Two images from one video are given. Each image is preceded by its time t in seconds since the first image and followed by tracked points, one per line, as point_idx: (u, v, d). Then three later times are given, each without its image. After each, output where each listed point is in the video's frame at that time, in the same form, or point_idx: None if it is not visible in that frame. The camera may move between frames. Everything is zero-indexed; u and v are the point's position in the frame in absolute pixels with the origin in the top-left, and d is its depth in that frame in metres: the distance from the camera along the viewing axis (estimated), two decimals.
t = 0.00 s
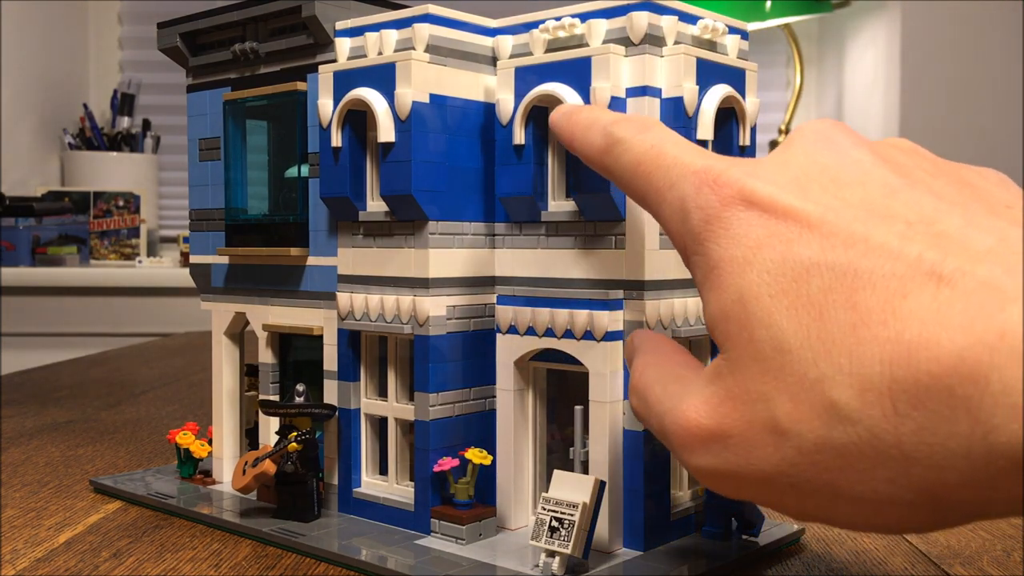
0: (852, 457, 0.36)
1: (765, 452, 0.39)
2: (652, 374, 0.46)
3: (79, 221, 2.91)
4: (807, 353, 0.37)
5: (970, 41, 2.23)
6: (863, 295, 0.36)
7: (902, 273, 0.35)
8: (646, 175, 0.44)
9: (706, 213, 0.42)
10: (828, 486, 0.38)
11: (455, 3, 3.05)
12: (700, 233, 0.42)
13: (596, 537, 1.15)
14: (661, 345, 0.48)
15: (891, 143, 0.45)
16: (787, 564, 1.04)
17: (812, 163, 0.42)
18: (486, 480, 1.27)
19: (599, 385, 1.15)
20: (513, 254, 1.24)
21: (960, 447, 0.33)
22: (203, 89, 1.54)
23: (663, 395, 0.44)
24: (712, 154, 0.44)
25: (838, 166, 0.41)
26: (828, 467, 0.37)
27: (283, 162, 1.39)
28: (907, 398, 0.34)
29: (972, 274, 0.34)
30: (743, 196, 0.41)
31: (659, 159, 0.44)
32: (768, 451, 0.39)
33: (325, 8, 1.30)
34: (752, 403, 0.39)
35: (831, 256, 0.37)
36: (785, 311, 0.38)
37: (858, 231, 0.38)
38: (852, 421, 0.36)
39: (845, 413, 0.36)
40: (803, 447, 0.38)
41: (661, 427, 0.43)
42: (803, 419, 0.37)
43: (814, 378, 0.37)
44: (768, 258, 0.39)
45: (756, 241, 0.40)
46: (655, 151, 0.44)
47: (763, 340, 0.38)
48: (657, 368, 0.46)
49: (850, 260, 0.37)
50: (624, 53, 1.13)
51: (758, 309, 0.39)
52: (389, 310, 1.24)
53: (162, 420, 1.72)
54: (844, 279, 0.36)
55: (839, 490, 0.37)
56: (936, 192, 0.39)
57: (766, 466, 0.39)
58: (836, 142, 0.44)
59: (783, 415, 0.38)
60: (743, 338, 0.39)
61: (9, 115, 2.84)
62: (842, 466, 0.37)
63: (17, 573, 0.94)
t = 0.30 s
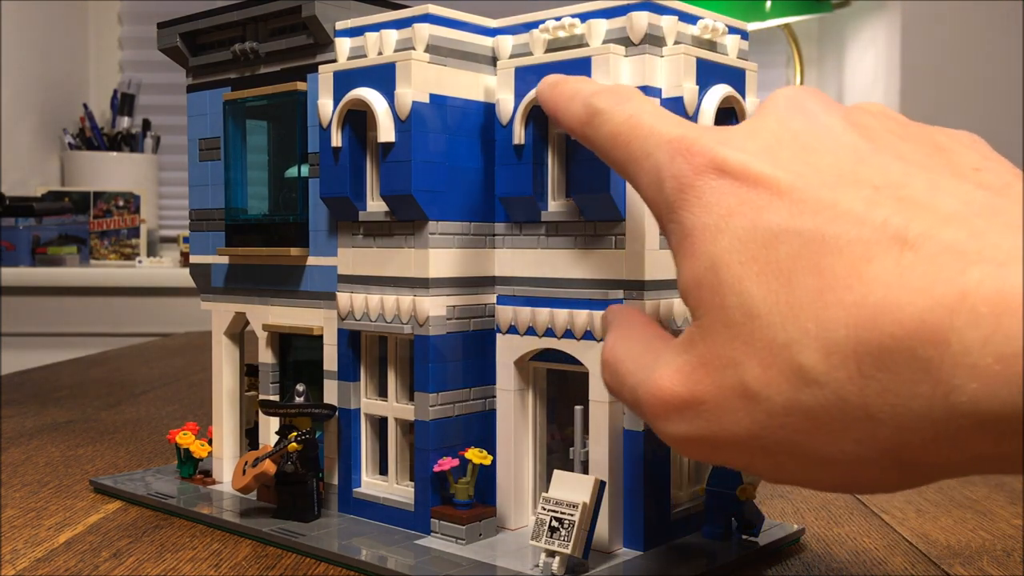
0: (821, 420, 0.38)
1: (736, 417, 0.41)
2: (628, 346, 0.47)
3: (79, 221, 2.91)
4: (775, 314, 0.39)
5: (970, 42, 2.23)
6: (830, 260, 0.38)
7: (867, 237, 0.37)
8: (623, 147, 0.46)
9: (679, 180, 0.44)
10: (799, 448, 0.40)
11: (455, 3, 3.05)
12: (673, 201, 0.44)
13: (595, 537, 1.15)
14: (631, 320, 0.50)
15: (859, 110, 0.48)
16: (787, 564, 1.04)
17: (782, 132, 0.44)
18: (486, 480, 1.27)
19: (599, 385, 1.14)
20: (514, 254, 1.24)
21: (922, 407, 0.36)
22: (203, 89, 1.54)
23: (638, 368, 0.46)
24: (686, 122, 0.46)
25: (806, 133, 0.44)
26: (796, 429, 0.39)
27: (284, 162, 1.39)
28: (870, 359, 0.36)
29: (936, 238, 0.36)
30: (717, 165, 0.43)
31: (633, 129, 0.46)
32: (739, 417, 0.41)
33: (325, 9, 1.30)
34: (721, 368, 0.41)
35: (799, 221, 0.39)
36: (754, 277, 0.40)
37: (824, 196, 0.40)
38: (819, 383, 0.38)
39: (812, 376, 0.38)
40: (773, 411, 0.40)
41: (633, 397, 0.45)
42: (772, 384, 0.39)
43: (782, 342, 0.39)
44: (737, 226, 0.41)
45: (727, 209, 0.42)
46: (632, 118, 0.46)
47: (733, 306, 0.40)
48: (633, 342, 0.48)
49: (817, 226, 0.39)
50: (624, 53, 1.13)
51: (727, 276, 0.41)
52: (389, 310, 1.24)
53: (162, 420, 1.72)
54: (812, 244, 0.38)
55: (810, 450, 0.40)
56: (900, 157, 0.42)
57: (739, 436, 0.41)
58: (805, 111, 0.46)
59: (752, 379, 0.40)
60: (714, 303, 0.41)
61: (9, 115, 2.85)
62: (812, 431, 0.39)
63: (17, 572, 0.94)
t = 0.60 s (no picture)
0: (772, 410, 0.47)
1: (700, 413, 0.50)
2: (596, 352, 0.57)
3: (78, 221, 2.91)
4: (731, 317, 0.47)
5: (972, 41, 2.21)
6: (778, 257, 0.46)
7: (813, 235, 0.45)
8: (592, 151, 0.56)
9: (642, 186, 0.53)
10: (760, 438, 0.48)
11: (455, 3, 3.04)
12: (633, 205, 0.53)
13: (596, 537, 1.15)
14: (602, 330, 0.60)
15: (810, 103, 0.55)
16: (787, 564, 1.04)
17: (740, 135, 0.52)
18: (486, 479, 1.27)
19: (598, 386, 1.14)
20: (514, 254, 1.24)
21: (867, 395, 0.44)
22: (203, 89, 1.54)
23: (607, 374, 0.55)
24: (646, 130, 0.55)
25: (758, 134, 0.52)
26: (756, 422, 0.48)
27: (283, 162, 1.39)
28: (820, 354, 0.44)
29: (874, 231, 0.43)
30: (670, 169, 0.52)
31: (600, 134, 0.56)
32: (701, 413, 0.50)
33: (325, 8, 1.30)
34: (685, 369, 0.50)
35: (749, 220, 0.48)
36: (710, 276, 0.48)
37: (776, 195, 0.48)
38: (772, 378, 0.46)
39: (767, 371, 0.46)
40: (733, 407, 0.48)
41: (604, 399, 0.55)
42: (731, 379, 0.48)
43: (738, 341, 0.47)
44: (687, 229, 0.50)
45: (686, 213, 0.50)
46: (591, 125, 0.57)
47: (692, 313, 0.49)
48: (603, 345, 0.58)
49: (766, 225, 0.47)
50: (624, 53, 1.13)
51: (687, 279, 0.49)
52: (389, 309, 1.24)
53: (162, 419, 1.72)
54: (762, 243, 0.47)
55: (765, 439, 0.48)
56: (842, 151, 0.49)
57: (704, 430, 0.50)
58: (757, 111, 0.54)
59: (710, 378, 0.48)
60: (675, 308, 0.50)
61: (9, 115, 2.85)
62: (767, 422, 0.47)
63: (17, 573, 0.94)
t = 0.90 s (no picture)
0: (762, 437, 0.45)
1: (692, 441, 0.47)
2: (590, 383, 0.55)
3: (78, 221, 2.91)
4: (715, 344, 0.45)
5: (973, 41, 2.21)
6: (759, 284, 0.44)
7: (794, 261, 0.43)
8: (572, 190, 0.55)
9: (625, 221, 0.51)
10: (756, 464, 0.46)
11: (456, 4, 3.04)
12: (619, 238, 0.51)
13: (596, 537, 1.15)
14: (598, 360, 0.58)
15: (791, 130, 0.54)
16: (787, 564, 1.04)
17: (719, 164, 0.51)
18: (486, 480, 1.27)
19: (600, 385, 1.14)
20: (514, 254, 1.24)
21: (854, 422, 0.41)
22: (203, 89, 1.54)
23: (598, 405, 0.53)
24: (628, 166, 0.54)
25: (738, 163, 0.50)
26: (749, 448, 0.45)
27: (284, 161, 1.39)
28: (805, 380, 0.42)
29: (855, 256, 0.42)
30: (653, 202, 0.50)
31: (580, 173, 0.54)
32: (693, 441, 0.47)
33: (326, 9, 1.30)
34: (673, 396, 0.48)
35: (730, 248, 0.46)
36: (694, 307, 0.46)
37: (756, 223, 0.46)
38: (761, 405, 0.44)
39: (754, 399, 0.44)
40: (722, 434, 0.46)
41: (598, 430, 0.52)
42: (720, 408, 0.45)
43: (724, 368, 0.45)
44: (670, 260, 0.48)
45: (670, 245, 0.49)
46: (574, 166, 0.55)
47: (677, 339, 0.47)
48: (591, 376, 0.56)
49: (746, 252, 0.45)
50: (624, 53, 1.14)
51: (672, 309, 0.47)
52: (389, 309, 1.24)
53: (162, 420, 1.72)
54: (744, 271, 0.45)
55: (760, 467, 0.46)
56: (822, 176, 0.48)
57: (694, 458, 0.48)
58: (737, 140, 0.53)
59: (700, 405, 0.46)
60: (663, 335, 0.48)
61: (9, 114, 2.85)
62: (758, 448, 0.45)
63: (17, 573, 0.94)
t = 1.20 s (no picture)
0: (773, 460, 0.42)
1: (701, 462, 0.45)
2: (595, 401, 0.52)
3: (78, 221, 2.90)
4: (726, 365, 0.43)
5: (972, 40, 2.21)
6: (771, 304, 0.41)
7: (807, 281, 0.41)
8: (579, 206, 0.52)
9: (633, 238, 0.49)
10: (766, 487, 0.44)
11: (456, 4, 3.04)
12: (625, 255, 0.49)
13: (596, 537, 1.15)
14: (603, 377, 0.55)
15: (800, 142, 0.51)
16: (787, 564, 1.03)
17: (724, 177, 0.48)
18: (486, 480, 1.27)
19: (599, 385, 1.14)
20: (513, 254, 1.24)
21: (869, 447, 0.39)
22: (203, 89, 1.54)
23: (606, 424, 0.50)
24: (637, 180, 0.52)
25: (747, 177, 0.47)
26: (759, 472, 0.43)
27: (284, 161, 1.39)
28: (818, 404, 0.40)
29: (870, 278, 0.39)
30: (661, 218, 0.48)
31: (588, 189, 0.52)
32: (701, 464, 0.45)
33: (326, 9, 1.30)
34: (682, 418, 0.45)
35: (740, 267, 0.43)
36: (702, 326, 0.44)
37: (767, 242, 0.44)
38: (771, 428, 0.41)
39: (765, 422, 0.41)
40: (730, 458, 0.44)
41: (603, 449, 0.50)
42: (729, 432, 0.43)
43: (734, 392, 0.42)
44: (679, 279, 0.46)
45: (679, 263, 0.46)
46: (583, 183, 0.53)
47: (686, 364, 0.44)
48: (596, 396, 0.53)
49: (756, 272, 0.43)
50: (624, 53, 1.14)
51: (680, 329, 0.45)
52: (389, 309, 1.24)
53: (162, 419, 1.72)
54: (754, 290, 0.42)
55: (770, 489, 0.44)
56: (834, 194, 0.45)
57: (704, 482, 0.45)
58: (746, 152, 0.49)
59: (709, 427, 0.44)
60: (671, 357, 0.45)
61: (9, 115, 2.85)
62: (770, 471, 0.43)
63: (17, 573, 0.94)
